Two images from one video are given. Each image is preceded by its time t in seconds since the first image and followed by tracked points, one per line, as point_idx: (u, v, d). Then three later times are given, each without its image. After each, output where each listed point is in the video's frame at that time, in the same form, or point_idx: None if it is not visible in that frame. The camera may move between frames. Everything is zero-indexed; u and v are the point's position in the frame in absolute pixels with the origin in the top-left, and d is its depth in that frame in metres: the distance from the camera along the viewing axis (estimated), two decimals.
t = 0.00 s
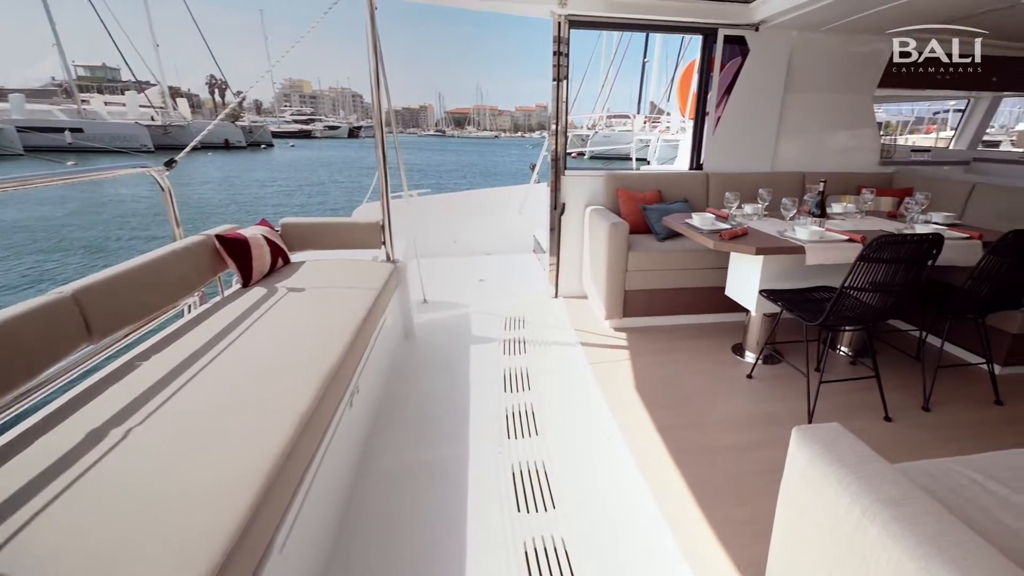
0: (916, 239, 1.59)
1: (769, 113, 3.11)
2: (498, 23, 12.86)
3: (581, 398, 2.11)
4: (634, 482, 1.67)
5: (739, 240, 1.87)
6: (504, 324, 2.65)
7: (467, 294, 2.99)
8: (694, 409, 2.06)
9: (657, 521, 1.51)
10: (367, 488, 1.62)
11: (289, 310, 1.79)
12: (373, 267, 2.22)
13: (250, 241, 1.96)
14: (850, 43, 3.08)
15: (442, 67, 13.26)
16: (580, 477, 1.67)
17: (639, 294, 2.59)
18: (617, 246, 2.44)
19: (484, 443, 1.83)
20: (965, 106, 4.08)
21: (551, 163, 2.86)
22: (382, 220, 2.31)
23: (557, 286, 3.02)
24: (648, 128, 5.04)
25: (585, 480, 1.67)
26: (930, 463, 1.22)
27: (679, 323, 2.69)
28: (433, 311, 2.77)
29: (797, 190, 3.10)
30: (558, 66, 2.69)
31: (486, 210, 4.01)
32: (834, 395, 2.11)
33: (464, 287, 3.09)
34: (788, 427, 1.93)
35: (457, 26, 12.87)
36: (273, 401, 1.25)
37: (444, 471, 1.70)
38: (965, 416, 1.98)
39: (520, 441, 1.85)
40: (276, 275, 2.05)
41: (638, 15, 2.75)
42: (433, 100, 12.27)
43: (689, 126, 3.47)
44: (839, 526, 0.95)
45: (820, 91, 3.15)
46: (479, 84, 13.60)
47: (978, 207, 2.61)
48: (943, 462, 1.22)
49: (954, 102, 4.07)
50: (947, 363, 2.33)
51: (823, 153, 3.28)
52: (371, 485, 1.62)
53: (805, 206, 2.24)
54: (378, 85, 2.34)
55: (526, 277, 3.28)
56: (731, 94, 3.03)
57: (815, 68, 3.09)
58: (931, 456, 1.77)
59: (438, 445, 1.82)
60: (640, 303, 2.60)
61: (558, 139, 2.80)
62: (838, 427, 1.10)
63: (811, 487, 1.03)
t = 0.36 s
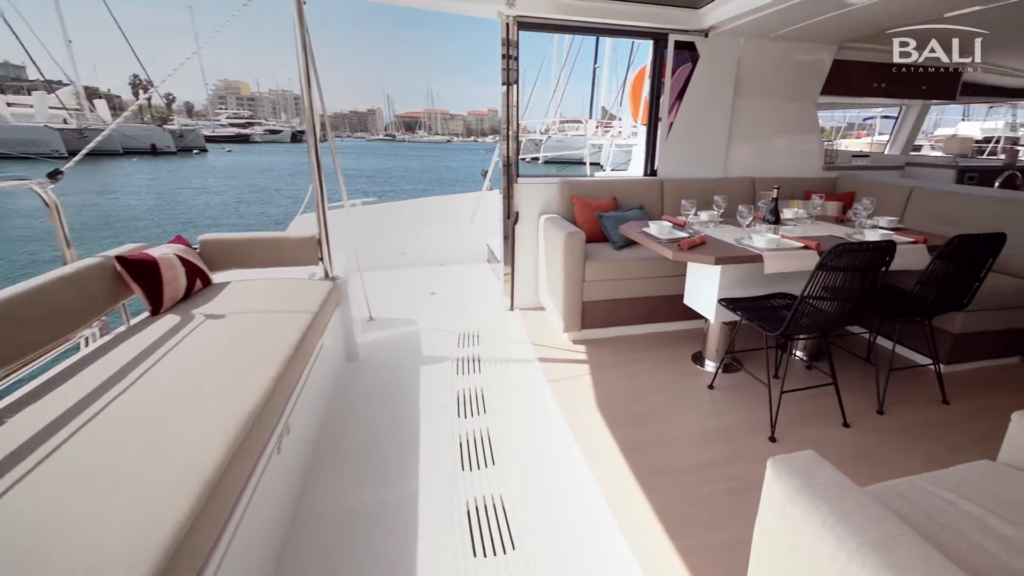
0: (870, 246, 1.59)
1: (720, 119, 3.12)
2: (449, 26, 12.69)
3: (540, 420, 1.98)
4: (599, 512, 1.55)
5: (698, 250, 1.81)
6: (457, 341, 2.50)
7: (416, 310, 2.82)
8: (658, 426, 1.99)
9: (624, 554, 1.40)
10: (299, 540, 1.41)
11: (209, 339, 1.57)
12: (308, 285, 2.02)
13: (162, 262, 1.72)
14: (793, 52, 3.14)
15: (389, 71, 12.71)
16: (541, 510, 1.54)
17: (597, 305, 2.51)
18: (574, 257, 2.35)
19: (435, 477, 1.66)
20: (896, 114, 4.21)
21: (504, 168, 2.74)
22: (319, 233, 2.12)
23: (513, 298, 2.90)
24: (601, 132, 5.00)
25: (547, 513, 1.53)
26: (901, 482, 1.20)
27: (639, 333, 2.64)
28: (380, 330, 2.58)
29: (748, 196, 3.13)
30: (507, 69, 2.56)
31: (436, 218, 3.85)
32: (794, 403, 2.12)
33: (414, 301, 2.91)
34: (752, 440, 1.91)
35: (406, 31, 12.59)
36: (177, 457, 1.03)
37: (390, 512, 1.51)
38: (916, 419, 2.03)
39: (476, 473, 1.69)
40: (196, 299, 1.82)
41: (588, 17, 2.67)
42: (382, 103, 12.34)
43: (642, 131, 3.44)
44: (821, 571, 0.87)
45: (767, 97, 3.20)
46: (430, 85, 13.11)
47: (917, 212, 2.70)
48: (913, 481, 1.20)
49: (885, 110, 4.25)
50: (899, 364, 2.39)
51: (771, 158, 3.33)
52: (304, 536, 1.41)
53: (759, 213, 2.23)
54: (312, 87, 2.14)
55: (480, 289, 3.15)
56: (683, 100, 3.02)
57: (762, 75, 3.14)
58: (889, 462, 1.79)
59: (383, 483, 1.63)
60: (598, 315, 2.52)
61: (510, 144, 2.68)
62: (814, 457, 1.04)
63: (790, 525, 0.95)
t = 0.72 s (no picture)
0: (822, 253, 1.58)
1: (667, 123, 3.12)
2: (388, 25, 12.20)
3: (494, 444, 1.84)
4: (564, 545, 1.43)
5: (654, 258, 1.74)
6: (402, 362, 2.31)
7: (355, 329, 2.60)
8: (620, 442, 1.92)
9: None
10: None
11: (99, 379, 1.31)
12: (226, 310, 1.78)
13: (36, 292, 1.43)
14: (733, 60, 3.20)
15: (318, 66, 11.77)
16: (501, 549, 1.39)
17: (551, 317, 2.41)
18: (525, 268, 2.23)
19: (379, 520, 1.46)
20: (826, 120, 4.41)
21: (447, 173, 2.58)
22: (237, 251, 1.90)
23: (461, 311, 2.76)
24: (547, 136, 4.91)
25: (508, 551, 1.38)
26: (874, 501, 1.21)
27: (594, 344, 2.57)
28: (314, 353, 2.34)
29: (695, 200, 3.15)
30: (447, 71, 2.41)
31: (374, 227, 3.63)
32: (751, 409, 2.12)
33: (351, 320, 2.69)
34: (716, 451, 1.89)
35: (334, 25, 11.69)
36: (31, 552, 0.79)
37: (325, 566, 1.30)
38: (863, 417, 2.09)
39: (426, 510, 1.51)
40: (84, 334, 1.54)
41: (532, 18, 2.56)
42: (318, 105, 11.51)
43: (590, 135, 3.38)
44: None
45: (709, 103, 3.24)
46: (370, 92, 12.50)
47: (853, 214, 2.81)
48: (884, 496, 1.23)
49: (814, 116, 4.45)
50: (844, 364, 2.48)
51: (713, 162, 3.38)
52: None
53: (710, 219, 2.21)
54: (224, 86, 1.89)
55: (426, 302, 2.99)
56: (629, 104, 2.98)
57: (704, 81, 3.17)
58: (846, 464, 1.82)
59: (318, 531, 1.41)
60: (552, 327, 2.42)
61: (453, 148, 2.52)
62: (795, 487, 1.00)
63: (777, 564, 0.89)
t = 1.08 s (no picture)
0: (766, 254, 1.57)
1: (608, 125, 3.10)
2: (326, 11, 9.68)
3: (437, 469, 1.70)
4: None
5: (600, 264, 1.67)
6: (333, 384, 2.12)
7: (281, 350, 2.39)
8: (572, 456, 1.83)
9: None
10: None
11: None
12: (116, 338, 1.53)
13: None
14: (670, 63, 3.24)
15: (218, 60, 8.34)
16: None
17: (496, 327, 2.30)
18: (466, 277, 2.10)
19: (305, 568, 1.28)
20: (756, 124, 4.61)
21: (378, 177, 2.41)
22: (127, 268, 1.66)
23: (400, 324, 2.60)
24: (491, 139, 4.80)
25: None
26: (828, 509, 1.18)
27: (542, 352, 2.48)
28: (231, 380, 2.10)
29: (638, 202, 3.15)
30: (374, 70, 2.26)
31: (300, 237, 3.52)
32: (700, 411, 2.10)
33: (276, 341, 2.47)
34: (669, 458, 1.84)
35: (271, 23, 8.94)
36: None
37: None
38: (806, 413, 2.13)
39: (361, 552, 1.34)
40: None
41: (465, 14, 2.45)
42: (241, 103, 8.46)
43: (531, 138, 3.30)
44: None
45: (648, 105, 3.25)
46: (299, 89, 9.28)
47: (787, 213, 2.89)
48: (837, 502, 1.20)
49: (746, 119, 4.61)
50: (786, 361, 2.53)
51: (654, 164, 3.40)
52: None
53: (654, 221, 2.18)
54: (105, 78, 1.64)
55: (362, 315, 2.85)
56: (570, 106, 2.94)
57: (643, 83, 3.18)
58: (793, 462, 1.83)
59: None
60: (497, 337, 2.31)
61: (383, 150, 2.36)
62: (755, 505, 0.93)
63: None
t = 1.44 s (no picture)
0: (712, 255, 1.53)
1: (549, 127, 3.03)
2: None
3: (371, 502, 1.55)
4: None
5: (544, 271, 1.57)
6: (252, 418, 1.95)
7: (193, 383, 2.21)
8: (522, 476, 1.73)
9: None
10: None
11: None
12: None
13: None
14: (609, 65, 3.22)
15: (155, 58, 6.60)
16: None
17: (437, 339, 2.18)
18: (401, 289, 1.99)
19: None
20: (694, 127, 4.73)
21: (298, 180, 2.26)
22: None
23: (330, 343, 2.50)
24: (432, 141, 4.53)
25: None
26: (784, 523, 1.14)
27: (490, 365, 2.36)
28: (130, 420, 1.89)
29: (583, 205, 3.10)
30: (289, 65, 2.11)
31: (210, 252, 3.38)
32: (651, 418, 2.06)
33: (187, 373, 2.28)
34: (622, 470, 1.77)
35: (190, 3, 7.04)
36: None
37: None
38: (753, 411, 2.14)
39: None
40: None
41: (392, 4, 2.32)
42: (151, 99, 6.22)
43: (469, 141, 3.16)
44: None
45: (589, 107, 3.22)
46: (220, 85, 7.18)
47: (726, 213, 2.94)
48: (792, 514, 1.17)
49: (683, 123, 4.71)
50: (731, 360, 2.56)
51: (597, 166, 3.38)
52: None
53: (600, 224, 2.11)
54: None
55: (288, 336, 2.74)
56: (509, 106, 2.83)
57: (582, 85, 3.14)
58: (743, 464, 1.82)
59: None
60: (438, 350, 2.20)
61: (304, 152, 2.23)
62: (714, 533, 0.86)
63: None
